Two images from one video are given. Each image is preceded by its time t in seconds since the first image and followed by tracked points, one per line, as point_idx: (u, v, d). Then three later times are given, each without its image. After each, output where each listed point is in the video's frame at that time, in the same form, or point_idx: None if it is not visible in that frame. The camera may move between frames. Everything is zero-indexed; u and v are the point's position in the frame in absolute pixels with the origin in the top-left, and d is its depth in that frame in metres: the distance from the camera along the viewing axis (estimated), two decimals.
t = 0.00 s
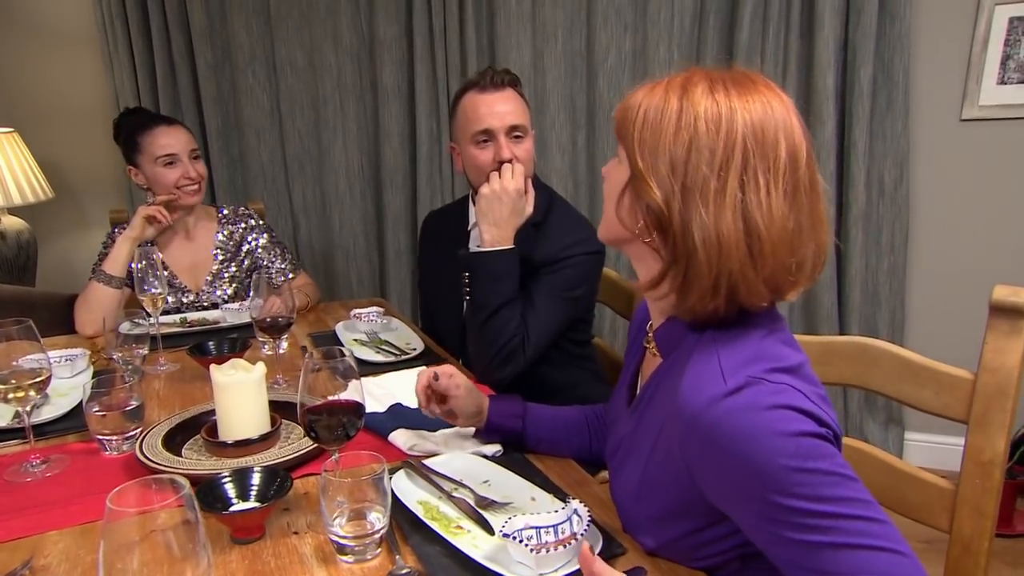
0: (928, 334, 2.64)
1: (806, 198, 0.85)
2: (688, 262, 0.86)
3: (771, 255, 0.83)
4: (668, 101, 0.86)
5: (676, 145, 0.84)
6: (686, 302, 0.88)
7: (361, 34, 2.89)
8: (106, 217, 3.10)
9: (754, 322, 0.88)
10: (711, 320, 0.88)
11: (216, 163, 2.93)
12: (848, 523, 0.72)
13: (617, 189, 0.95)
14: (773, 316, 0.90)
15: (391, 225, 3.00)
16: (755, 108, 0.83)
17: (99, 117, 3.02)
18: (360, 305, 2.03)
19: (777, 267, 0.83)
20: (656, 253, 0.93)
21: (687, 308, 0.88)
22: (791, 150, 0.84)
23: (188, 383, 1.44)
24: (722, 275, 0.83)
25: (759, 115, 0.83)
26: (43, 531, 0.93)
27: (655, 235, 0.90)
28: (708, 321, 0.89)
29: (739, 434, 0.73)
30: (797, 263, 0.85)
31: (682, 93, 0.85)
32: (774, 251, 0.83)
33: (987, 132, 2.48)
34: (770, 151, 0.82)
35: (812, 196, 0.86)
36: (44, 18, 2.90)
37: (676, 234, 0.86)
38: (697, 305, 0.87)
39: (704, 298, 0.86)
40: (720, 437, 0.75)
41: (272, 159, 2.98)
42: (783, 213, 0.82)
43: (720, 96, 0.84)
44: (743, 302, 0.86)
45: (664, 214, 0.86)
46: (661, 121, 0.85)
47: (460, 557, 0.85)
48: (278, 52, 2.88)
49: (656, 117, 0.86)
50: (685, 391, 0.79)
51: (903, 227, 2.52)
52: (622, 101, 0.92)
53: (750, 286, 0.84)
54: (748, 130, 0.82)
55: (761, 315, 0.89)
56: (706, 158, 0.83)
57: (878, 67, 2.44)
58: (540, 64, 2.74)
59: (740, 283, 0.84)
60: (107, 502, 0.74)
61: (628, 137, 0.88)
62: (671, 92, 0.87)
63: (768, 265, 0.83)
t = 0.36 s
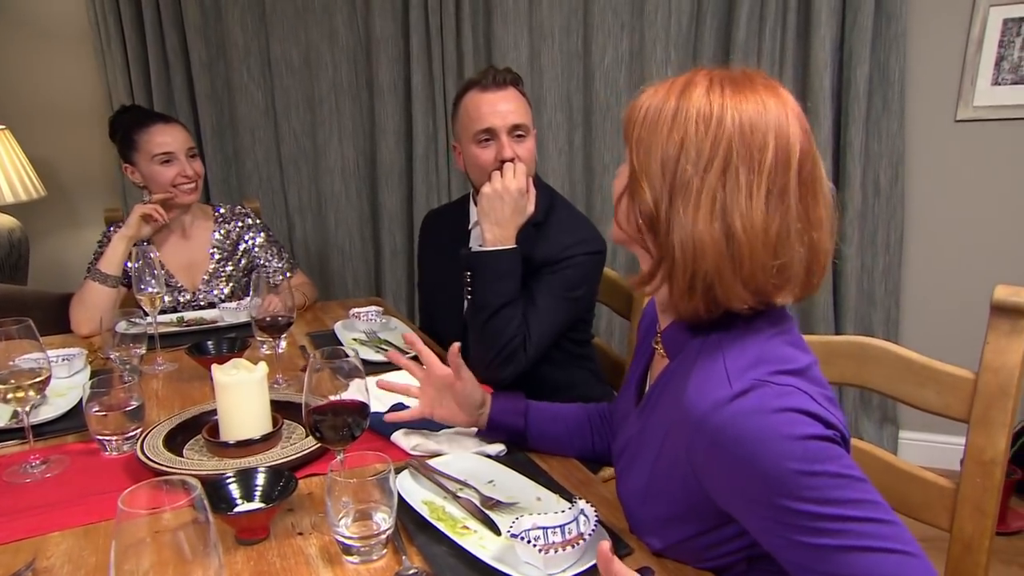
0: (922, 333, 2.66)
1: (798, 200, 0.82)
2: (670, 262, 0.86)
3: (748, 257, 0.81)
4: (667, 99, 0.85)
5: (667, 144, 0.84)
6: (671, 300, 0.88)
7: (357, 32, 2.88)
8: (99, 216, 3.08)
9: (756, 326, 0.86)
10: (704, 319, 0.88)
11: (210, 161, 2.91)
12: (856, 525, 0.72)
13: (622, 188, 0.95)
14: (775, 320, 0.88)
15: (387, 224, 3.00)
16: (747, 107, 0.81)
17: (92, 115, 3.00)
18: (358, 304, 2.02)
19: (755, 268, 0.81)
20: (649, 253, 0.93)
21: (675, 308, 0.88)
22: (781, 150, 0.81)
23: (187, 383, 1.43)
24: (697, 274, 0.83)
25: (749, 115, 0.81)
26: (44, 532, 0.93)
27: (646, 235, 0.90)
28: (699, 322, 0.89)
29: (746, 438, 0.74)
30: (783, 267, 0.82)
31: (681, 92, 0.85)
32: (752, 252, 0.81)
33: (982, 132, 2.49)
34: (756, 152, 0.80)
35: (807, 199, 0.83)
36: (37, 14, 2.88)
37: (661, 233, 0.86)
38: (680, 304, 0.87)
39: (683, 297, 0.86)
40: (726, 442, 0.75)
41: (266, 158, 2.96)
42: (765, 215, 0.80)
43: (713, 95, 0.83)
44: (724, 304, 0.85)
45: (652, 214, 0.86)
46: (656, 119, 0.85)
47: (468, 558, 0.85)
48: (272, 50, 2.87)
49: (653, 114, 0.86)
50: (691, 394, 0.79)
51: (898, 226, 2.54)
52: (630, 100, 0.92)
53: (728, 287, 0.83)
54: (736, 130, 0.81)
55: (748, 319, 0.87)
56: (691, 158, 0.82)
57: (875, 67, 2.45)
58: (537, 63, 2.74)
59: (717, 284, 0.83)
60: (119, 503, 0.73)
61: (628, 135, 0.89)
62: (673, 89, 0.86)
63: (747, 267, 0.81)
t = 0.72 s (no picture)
0: (916, 332, 2.68)
1: (821, 201, 0.83)
2: (695, 261, 0.86)
3: (775, 258, 0.82)
4: (688, 96, 0.85)
5: (691, 143, 0.83)
6: (693, 298, 0.88)
7: (353, 30, 2.87)
8: (92, 215, 3.06)
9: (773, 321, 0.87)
10: (722, 317, 0.88)
11: (205, 159, 2.90)
12: (866, 512, 0.72)
13: (636, 184, 0.95)
14: (792, 317, 0.89)
15: (383, 222, 2.99)
16: (772, 107, 0.81)
17: (85, 113, 2.98)
18: (357, 303, 2.02)
19: (783, 270, 0.82)
20: (666, 250, 0.93)
21: (694, 306, 0.89)
22: (806, 152, 0.82)
23: (187, 382, 1.42)
24: (725, 274, 0.83)
25: (775, 116, 0.81)
26: (48, 533, 0.92)
27: (666, 233, 0.90)
28: (716, 320, 0.89)
29: (757, 424, 0.74)
30: (806, 267, 0.84)
31: (702, 89, 0.85)
32: (780, 254, 0.82)
33: (977, 132, 2.50)
34: (782, 154, 0.81)
35: (827, 200, 0.84)
36: (29, 11, 2.85)
37: (685, 233, 0.86)
38: (701, 304, 0.87)
39: (707, 297, 0.86)
40: (737, 428, 0.75)
41: (262, 156, 2.95)
42: (792, 218, 0.81)
43: (737, 94, 0.82)
44: (747, 305, 0.85)
45: (676, 212, 0.86)
46: (679, 118, 0.85)
47: (477, 557, 0.85)
48: (268, 47, 2.85)
49: (675, 110, 0.85)
50: (702, 382, 0.80)
51: (893, 225, 2.55)
52: (646, 95, 0.91)
53: (754, 289, 0.83)
54: (763, 130, 0.81)
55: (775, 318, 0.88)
56: (718, 158, 0.82)
57: (871, 66, 2.46)
58: (533, 62, 2.74)
59: (743, 285, 0.84)
60: (134, 503, 0.73)
61: (648, 132, 0.89)
62: (693, 85, 0.86)
63: (774, 268, 0.82)
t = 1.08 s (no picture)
0: (908, 331, 2.70)
1: (829, 181, 0.84)
2: (712, 250, 0.85)
3: (794, 237, 0.82)
4: (687, 95, 0.85)
5: (697, 135, 0.84)
6: (713, 289, 0.87)
7: (348, 27, 2.86)
8: (83, 212, 3.04)
9: (780, 312, 0.88)
10: (743, 307, 0.88)
11: (198, 156, 2.87)
12: (879, 510, 0.73)
13: (641, 186, 0.95)
14: (797, 309, 0.90)
15: (378, 220, 2.98)
16: (772, 96, 0.83)
17: (77, 109, 2.96)
18: (354, 302, 2.01)
19: (801, 250, 0.83)
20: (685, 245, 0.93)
21: (715, 295, 0.88)
22: (811, 134, 0.83)
23: (185, 381, 1.41)
24: (746, 259, 0.83)
25: (777, 103, 0.82)
26: (49, 533, 0.91)
27: (680, 228, 0.89)
28: (742, 308, 0.88)
29: (776, 420, 0.74)
30: (821, 246, 0.84)
31: (700, 87, 0.85)
32: (799, 232, 0.82)
33: (970, 133, 2.52)
34: (789, 136, 0.82)
35: (835, 179, 0.85)
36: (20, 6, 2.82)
37: (700, 224, 0.86)
38: (724, 292, 0.86)
39: (730, 283, 0.85)
40: (755, 424, 0.75)
41: (256, 153, 2.93)
42: (806, 196, 0.82)
43: (736, 86, 0.83)
44: (769, 288, 0.85)
45: (689, 205, 0.86)
46: (679, 116, 0.85)
47: (483, 556, 0.85)
48: (263, 44, 2.84)
49: (675, 108, 0.86)
50: (719, 377, 0.79)
51: (887, 224, 2.57)
52: (640, 101, 0.92)
53: (777, 269, 0.83)
54: (767, 117, 0.82)
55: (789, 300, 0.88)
56: (726, 146, 0.82)
57: (865, 67, 2.47)
58: (529, 60, 2.74)
59: (766, 268, 0.83)
60: (147, 501, 0.73)
61: (649, 132, 0.88)
62: (689, 85, 0.86)
63: (793, 247, 0.82)
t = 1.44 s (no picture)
0: (906, 331, 2.71)
1: (836, 181, 0.84)
2: (719, 254, 0.85)
3: (801, 238, 0.82)
4: (688, 101, 0.85)
5: (699, 140, 0.83)
6: (721, 292, 0.87)
7: (346, 28, 2.86)
8: (78, 214, 3.02)
9: (790, 317, 0.88)
10: (752, 309, 0.88)
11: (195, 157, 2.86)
12: (895, 522, 0.73)
13: (645, 193, 0.95)
14: (806, 314, 0.90)
15: (376, 221, 2.97)
16: (776, 98, 0.82)
17: (72, 110, 2.94)
18: (355, 303, 2.00)
19: (809, 250, 0.82)
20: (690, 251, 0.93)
21: (723, 297, 0.87)
22: (816, 133, 0.83)
23: (187, 384, 1.40)
24: (753, 261, 0.83)
25: (780, 105, 0.82)
26: (55, 537, 0.90)
27: (686, 234, 0.89)
28: (750, 311, 0.89)
29: (787, 434, 0.74)
30: (829, 245, 0.84)
31: (702, 92, 0.85)
32: (806, 231, 0.82)
33: (967, 133, 2.53)
34: (792, 135, 0.82)
35: (842, 177, 0.85)
36: (15, 7, 2.81)
37: (705, 228, 0.85)
38: (733, 296, 0.86)
39: (738, 286, 0.85)
40: (766, 438, 0.75)
41: (253, 155, 2.92)
42: (813, 196, 0.81)
43: (738, 89, 0.83)
44: (778, 289, 0.85)
45: (693, 210, 0.85)
46: (681, 122, 0.85)
47: (494, 558, 0.84)
48: (260, 45, 2.83)
49: (676, 116, 0.86)
50: (729, 391, 0.80)
51: (885, 224, 2.58)
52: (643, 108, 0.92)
53: (784, 271, 0.83)
54: (770, 119, 0.82)
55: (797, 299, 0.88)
56: (729, 150, 0.82)
57: (864, 68, 2.48)
58: (528, 61, 2.74)
59: (773, 269, 0.83)
60: (164, 506, 0.73)
61: (652, 139, 0.88)
62: (690, 91, 0.86)
63: (799, 247, 0.82)
